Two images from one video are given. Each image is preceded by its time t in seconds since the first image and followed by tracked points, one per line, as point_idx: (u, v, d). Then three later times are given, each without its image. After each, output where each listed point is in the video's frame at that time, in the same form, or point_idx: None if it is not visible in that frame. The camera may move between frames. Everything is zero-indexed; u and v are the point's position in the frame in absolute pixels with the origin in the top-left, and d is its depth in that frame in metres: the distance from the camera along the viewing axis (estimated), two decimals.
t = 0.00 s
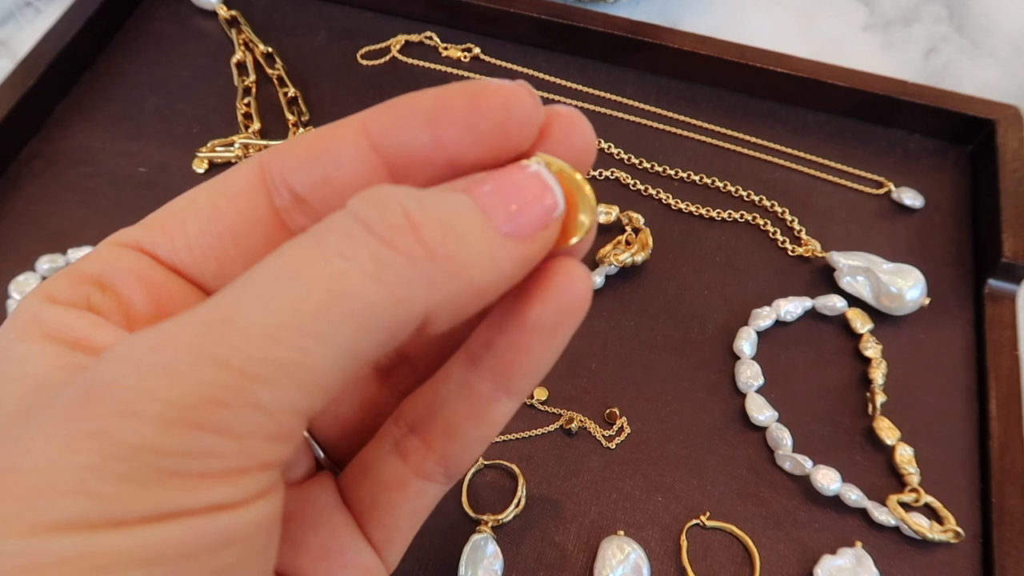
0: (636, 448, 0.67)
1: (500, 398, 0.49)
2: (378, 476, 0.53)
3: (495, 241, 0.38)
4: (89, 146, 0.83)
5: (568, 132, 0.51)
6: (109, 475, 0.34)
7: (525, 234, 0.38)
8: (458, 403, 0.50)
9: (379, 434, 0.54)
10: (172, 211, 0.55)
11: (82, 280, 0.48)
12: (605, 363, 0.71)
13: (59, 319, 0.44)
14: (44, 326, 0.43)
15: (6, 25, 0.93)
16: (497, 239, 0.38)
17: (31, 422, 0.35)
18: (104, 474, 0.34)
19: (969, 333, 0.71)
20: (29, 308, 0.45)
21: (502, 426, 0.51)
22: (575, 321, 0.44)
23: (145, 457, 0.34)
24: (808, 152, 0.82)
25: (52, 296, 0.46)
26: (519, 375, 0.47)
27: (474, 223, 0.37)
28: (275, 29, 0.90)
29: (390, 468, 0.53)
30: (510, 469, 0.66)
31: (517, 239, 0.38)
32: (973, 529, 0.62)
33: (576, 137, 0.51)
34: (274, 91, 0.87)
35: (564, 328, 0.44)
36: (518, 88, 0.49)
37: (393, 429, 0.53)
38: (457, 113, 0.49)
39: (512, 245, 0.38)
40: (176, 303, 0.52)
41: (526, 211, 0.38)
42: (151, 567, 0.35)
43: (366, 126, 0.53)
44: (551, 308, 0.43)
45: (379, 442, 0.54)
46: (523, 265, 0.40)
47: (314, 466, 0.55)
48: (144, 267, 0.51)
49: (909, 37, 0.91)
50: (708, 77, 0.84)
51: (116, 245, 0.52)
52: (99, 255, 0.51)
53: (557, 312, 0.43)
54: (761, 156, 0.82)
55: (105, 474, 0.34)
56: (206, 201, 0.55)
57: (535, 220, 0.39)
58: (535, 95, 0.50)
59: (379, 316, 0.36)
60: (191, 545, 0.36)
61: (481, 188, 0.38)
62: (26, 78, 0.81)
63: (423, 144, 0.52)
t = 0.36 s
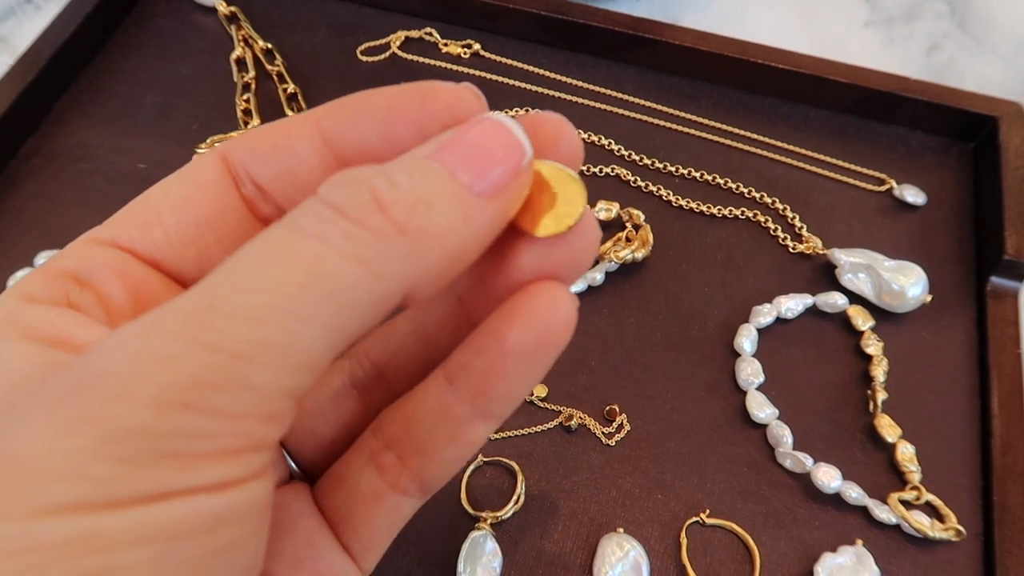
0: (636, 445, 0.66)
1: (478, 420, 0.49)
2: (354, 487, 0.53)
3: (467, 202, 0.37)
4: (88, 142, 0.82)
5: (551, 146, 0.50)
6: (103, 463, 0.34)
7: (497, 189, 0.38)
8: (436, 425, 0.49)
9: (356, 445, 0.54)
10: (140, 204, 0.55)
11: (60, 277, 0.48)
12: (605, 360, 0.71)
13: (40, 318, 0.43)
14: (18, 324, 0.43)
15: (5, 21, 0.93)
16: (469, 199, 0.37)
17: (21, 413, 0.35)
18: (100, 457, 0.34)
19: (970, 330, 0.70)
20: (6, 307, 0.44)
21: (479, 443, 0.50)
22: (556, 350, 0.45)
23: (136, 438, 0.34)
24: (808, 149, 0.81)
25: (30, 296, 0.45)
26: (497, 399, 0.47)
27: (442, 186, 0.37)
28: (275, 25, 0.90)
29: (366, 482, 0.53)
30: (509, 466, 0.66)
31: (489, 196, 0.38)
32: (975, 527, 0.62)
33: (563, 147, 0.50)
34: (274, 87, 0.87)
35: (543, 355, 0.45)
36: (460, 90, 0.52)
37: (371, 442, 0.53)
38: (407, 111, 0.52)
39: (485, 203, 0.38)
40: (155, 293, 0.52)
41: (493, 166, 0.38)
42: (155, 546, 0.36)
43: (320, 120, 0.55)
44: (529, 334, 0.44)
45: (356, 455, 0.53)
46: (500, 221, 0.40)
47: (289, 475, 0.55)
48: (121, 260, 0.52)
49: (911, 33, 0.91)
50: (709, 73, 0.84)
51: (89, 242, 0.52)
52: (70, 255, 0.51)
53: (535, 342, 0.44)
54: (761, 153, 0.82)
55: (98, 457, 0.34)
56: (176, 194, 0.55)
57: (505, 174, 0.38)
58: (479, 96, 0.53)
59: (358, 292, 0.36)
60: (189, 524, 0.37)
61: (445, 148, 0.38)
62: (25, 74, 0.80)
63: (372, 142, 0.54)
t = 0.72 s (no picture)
0: (637, 444, 0.67)
1: (471, 400, 0.52)
2: (347, 468, 0.53)
3: (461, 244, 0.40)
4: (90, 142, 0.83)
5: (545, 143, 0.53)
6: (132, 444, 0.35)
7: (485, 224, 0.41)
8: (433, 404, 0.52)
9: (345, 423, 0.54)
10: (122, 182, 0.54)
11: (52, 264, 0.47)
12: (606, 360, 0.71)
13: (38, 314, 0.42)
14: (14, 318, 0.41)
15: (7, 20, 0.93)
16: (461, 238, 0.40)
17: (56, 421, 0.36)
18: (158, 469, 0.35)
19: (970, 330, 0.71)
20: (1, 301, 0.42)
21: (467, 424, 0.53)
22: (545, 335, 0.49)
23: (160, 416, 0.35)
24: (809, 148, 0.82)
25: (23, 288, 0.43)
26: (490, 380, 0.51)
27: (438, 235, 0.39)
28: (276, 25, 0.90)
29: (359, 460, 0.54)
30: (511, 465, 0.66)
31: (479, 232, 0.41)
32: (975, 526, 0.62)
33: (556, 147, 0.53)
34: (275, 87, 0.87)
35: (534, 340, 0.49)
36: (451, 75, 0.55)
37: (364, 421, 0.54)
38: (400, 93, 0.55)
39: (478, 240, 0.41)
40: (147, 277, 0.52)
41: (477, 204, 0.40)
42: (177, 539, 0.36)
43: (309, 102, 0.57)
44: (526, 319, 0.48)
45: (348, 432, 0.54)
46: (491, 250, 0.42)
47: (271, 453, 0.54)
48: (112, 246, 0.51)
49: (912, 33, 0.91)
50: (710, 73, 0.84)
51: (73, 224, 0.51)
52: (56, 237, 0.49)
53: (533, 323, 0.48)
54: (762, 153, 0.82)
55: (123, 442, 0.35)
56: (162, 172, 0.56)
57: (489, 209, 0.41)
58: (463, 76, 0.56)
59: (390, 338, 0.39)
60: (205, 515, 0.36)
61: (429, 193, 0.40)
62: (27, 74, 0.81)
63: (367, 123, 0.57)
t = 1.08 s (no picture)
0: (635, 443, 0.66)
1: (482, 410, 0.52)
2: (354, 470, 0.53)
3: (479, 260, 0.40)
4: (89, 140, 0.82)
5: (557, 158, 0.53)
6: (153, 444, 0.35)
7: (502, 241, 0.41)
8: (444, 413, 0.53)
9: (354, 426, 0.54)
10: (137, 176, 0.54)
11: (70, 259, 0.48)
12: (604, 358, 0.71)
13: (55, 313, 0.42)
14: (29, 313, 0.42)
15: (6, 18, 0.93)
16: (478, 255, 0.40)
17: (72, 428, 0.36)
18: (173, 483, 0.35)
19: (969, 328, 0.70)
20: (18, 294, 0.43)
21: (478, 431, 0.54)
22: (558, 351, 0.50)
23: (180, 415, 0.35)
24: (809, 147, 0.81)
25: (42, 284, 0.44)
26: (500, 392, 0.51)
27: (456, 252, 0.39)
28: (274, 23, 0.90)
29: (367, 464, 0.53)
30: (508, 464, 0.66)
31: (496, 248, 0.41)
32: (973, 525, 0.62)
33: (570, 162, 0.53)
34: (273, 85, 0.87)
35: (547, 355, 0.49)
36: (466, 92, 0.54)
37: (373, 425, 0.53)
38: (413, 108, 0.54)
39: (494, 256, 0.41)
40: (164, 272, 0.53)
41: (494, 221, 0.40)
42: (192, 538, 0.36)
43: (322, 106, 0.55)
44: (539, 335, 0.48)
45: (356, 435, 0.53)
46: (507, 267, 0.42)
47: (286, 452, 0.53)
48: (131, 240, 0.52)
49: (912, 31, 0.91)
50: (709, 71, 0.84)
51: (91, 217, 0.51)
52: (77, 232, 0.50)
53: (545, 341, 0.49)
54: (761, 152, 0.82)
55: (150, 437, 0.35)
56: (178, 168, 0.55)
57: (506, 226, 0.41)
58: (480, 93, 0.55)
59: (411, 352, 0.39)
60: (219, 518, 0.36)
61: (447, 209, 0.40)
62: (25, 72, 0.80)
63: (377, 137, 0.56)
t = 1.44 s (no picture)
0: (639, 444, 0.66)
1: (522, 394, 0.51)
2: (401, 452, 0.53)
3: (507, 247, 0.36)
4: (90, 139, 0.82)
5: (591, 123, 0.48)
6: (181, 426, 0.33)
7: (534, 225, 0.37)
8: (485, 396, 0.51)
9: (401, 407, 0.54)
10: (168, 154, 0.53)
11: (93, 243, 0.47)
12: (608, 358, 0.70)
13: (72, 300, 0.42)
14: (49, 302, 0.41)
15: (7, 17, 0.93)
16: (508, 241, 0.36)
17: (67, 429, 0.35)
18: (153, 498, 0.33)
19: (976, 329, 0.70)
20: (40, 280, 0.43)
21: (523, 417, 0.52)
22: (599, 335, 0.46)
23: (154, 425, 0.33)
24: (816, 146, 0.81)
25: (64, 270, 0.44)
26: (541, 377, 0.49)
27: (479, 238, 0.36)
28: (276, 22, 0.90)
29: (415, 444, 0.53)
30: (512, 465, 0.65)
31: (528, 233, 0.37)
32: (980, 527, 0.62)
33: (604, 127, 0.48)
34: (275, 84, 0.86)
35: (587, 340, 0.46)
36: (500, 40, 0.49)
37: (417, 403, 0.54)
38: (443, 64, 0.50)
39: (526, 242, 0.37)
40: (191, 255, 0.52)
41: (525, 202, 0.37)
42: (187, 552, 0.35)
43: (351, 68, 0.53)
44: (577, 318, 0.45)
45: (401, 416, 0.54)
46: (542, 252, 0.39)
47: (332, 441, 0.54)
48: (159, 223, 0.51)
49: (916, 30, 0.90)
50: (713, 70, 0.83)
51: (121, 198, 0.51)
52: (104, 213, 0.49)
53: (584, 324, 0.46)
54: (767, 151, 0.81)
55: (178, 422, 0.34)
56: (208, 145, 0.54)
57: (538, 207, 0.37)
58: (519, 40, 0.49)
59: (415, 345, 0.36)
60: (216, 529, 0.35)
61: (473, 190, 0.37)
62: (26, 70, 0.80)
63: (407, 97, 0.52)
